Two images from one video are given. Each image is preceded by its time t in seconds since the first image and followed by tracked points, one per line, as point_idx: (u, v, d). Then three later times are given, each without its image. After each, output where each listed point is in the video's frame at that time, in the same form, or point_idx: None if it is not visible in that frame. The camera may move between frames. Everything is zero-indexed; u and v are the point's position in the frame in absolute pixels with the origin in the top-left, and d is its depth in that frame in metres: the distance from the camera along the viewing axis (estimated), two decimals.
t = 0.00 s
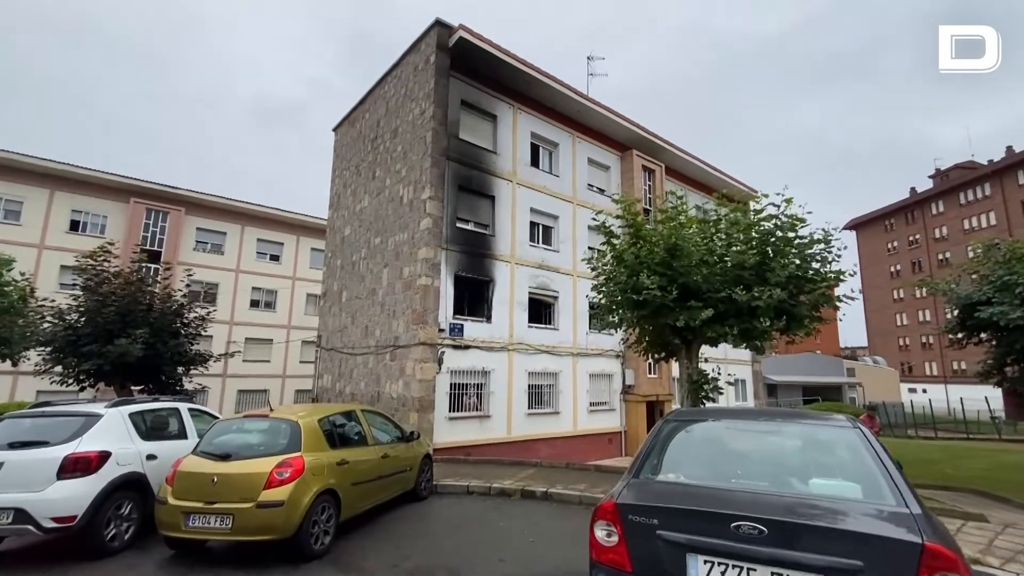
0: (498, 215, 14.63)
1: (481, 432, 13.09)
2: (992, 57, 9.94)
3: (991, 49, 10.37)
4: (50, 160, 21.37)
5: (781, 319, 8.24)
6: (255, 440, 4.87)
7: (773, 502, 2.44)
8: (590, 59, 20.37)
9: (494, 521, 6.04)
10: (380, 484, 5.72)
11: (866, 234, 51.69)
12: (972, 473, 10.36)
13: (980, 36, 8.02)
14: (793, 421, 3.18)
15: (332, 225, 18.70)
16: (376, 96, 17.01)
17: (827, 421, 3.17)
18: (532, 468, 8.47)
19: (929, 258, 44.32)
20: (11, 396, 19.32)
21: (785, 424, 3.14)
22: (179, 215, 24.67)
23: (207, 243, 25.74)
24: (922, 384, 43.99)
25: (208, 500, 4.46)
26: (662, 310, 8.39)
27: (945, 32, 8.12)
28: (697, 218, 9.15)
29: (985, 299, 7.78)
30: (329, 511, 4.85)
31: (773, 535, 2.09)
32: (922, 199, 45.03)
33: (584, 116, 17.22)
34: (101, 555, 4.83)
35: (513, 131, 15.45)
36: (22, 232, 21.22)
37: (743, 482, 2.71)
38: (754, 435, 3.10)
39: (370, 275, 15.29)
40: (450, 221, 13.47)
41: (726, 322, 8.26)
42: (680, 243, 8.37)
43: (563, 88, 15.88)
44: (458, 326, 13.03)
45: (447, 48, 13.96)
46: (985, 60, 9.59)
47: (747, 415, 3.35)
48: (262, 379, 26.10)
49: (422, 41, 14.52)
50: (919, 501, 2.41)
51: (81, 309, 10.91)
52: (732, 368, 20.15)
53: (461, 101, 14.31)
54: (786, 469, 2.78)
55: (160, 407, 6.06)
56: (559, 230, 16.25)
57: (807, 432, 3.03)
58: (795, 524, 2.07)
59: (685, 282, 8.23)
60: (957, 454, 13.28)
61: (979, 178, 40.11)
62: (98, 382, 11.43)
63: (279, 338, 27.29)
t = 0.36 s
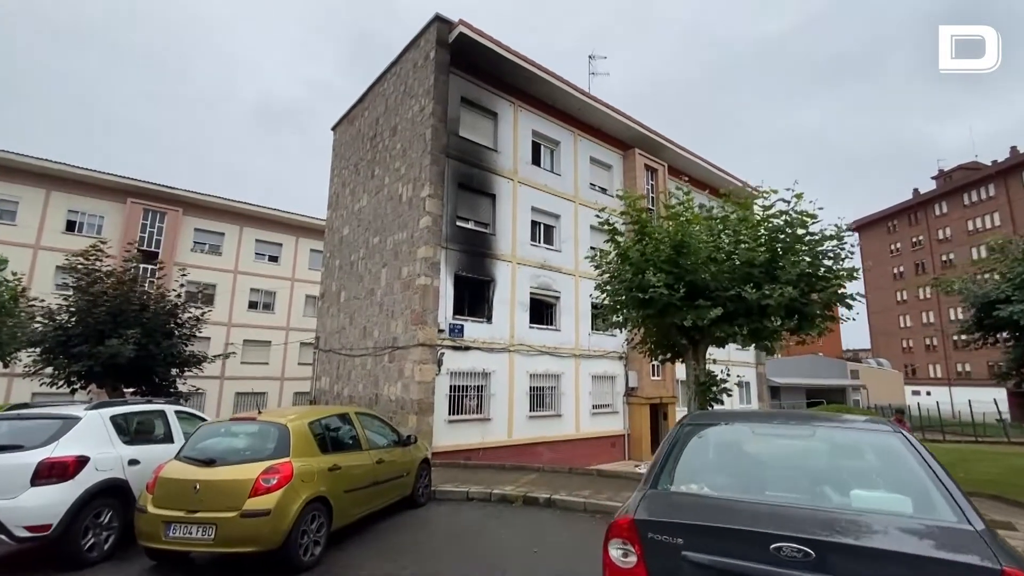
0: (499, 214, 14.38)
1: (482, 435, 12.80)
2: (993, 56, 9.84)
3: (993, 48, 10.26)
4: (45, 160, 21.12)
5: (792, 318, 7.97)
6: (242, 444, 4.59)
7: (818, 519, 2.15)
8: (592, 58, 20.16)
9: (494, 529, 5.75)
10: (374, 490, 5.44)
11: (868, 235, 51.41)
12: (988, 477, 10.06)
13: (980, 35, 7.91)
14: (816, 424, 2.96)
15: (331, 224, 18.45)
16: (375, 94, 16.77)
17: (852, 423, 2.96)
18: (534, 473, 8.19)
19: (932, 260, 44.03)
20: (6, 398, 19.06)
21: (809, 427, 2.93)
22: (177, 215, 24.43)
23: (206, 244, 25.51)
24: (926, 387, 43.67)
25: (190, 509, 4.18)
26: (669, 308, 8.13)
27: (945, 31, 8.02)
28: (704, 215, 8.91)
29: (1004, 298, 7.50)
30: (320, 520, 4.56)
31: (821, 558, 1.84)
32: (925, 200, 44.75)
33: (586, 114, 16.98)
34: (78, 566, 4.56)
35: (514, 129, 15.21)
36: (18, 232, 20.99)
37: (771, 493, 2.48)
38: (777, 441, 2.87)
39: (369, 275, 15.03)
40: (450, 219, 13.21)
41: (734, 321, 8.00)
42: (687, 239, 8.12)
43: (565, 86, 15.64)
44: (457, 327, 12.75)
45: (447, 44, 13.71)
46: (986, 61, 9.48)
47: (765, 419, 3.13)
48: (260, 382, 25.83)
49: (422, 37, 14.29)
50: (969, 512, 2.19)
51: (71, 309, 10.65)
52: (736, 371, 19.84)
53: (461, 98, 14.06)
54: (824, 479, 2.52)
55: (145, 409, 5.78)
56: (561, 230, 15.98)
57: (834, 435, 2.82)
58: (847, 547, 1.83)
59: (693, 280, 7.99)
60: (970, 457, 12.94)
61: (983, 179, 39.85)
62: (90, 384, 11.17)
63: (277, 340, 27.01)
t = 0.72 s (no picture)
0: (499, 213, 14.13)
1: (482, 439, 12.53)
2: (996, 55, 9.68)
3: (997, 46, 10.10)
4: (40, 160, 20.87)
5: (803, 319, 7.71)
6: (226, 452, 4.33)
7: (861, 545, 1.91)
8: (592, 57, 19.94)
9: (494, 539, 5.48)
10: (368, 500, 5.17)
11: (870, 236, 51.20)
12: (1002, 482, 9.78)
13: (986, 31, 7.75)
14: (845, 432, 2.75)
15: (328, 225, 18.20)
16: (373, 92, 16.54)
17: (886, 431, 2.73)
18: (535, 479, 7.92)
19: (935, 261, 43.79)
20: None
21: (839, 436, 2.70)
22: (174, 215, 24.17)
23: (203, 245, 25.27)
24: (929, 388, 43.41)
25: (169, 522, 3.92)
26: (674, 309, 7.90)
27: (947, 28, 7.89)
28: (710, 213, 8.67)
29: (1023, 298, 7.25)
30: (309, 533, 4.30)
31: None
32: (927, 201, 44.54)
33: (587, 112, 16.74)
34: None
35: (514, 127, 14.97)
36: (13, 233, 20.75)
37: (805, 511, 2.24)
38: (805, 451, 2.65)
39: (367, 276, 14.77)
40: (449, 219, 12.96)
41: (743, 322, 7.75)
42: (693, 238, 7.90)
43: (566, 83, 15.41)
44: (456, 328, 12.49)
45: (446, 41, 13.48)
46: (987, 61, 9.37)
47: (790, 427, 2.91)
48: (257, 384, 25.56)
49: (420, 33, 14.06)
50: None
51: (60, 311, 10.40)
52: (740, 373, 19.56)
53: (460, 96, 13.83)
54: (865, 496, 2.28)
55: (128, 414, 5.53)
56: (562, 230, 15.73)
57: (868, 445, 2.59)
58: None
59: (699, 279, 7.77)
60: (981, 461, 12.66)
61: (985, 180, 39.63)
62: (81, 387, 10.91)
63: (275, 341, 26.74)
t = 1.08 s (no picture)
0: (499, 212, 13.87)
1: (482, 442, 12.23)
2: (996, 54, 9.58)
3: (991, 48, 10.09)
4: (34, 159, 20.58)
5: (816, 317, 7.45)
6: (209, 458, 4.04)
7: None
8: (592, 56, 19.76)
9: (496, 549, 5.20)
10: (363, 508, 4.89)
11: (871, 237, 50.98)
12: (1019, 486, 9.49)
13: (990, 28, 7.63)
14: (879, 439, 2.59)
15: (326, 225, 17.93)
16: (371, 89, 16.29)
17: (924, 438, 2.58)
18: (538, 485, 7.63)
19: (936, 262, 43.59)
20: None
21: (872, 441, 2.55)
22: (170, 216, 23.88)
23: (199, 246, 24.98)
24: (931, 390, 43.19)
25: (146, 534, 3.63)
26: (682, 307, 7.65)
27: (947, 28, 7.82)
28: (717, 209, 8.45)
29: None
30: (297, 545, 4.00)
31: None
32: (928, 202, 44.35)
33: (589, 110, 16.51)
34: None
35: (515, 124, 14.72)
36: (6, 234, 20.45)
37: (857, 527, 2.07)
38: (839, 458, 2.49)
39: (364, 276, 14.48)
40: (448, 217, 12.69)
41: (753, 321, 7.48)
42: (701, 234, 7.66)
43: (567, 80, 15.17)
44: (456, 329, 12.22)
45: (445, 36, 13.25)
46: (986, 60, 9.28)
47: (820, 432, 2.74)
48: (254, 387, 25.25)
49: (419, 29, 13.83)
50: None
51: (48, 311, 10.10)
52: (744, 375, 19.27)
53: (460, 92, 13.59)
54: (928, 509, 2.11)
55: (109, 418, 5.24)
56: (563, 229, 15.46)
57: (921, 452, 2.44)
58: None
59: (707, 277, 7.52)
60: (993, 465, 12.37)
61: (987, 180, 39.44)
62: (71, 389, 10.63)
63: (272, 343, 26.42)
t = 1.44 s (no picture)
0: (498, 211, 13.57)
1: (482, 446, 11.92)
2: (996, 55, 9.49)
3: (993, 47, 9.99)
4: (26, 159, 20.27)
5: (830, 317, 7.18)
6: (185, 468, 3.74)
7: None
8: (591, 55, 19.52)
9: (497, 562, 4.89)
10: (355, 521, 4.58)
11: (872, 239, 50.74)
12: None
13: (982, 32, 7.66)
14: (919, 451, 2.44)
15: (322, 225, 17.63)
16: (368, 87, 16.02)
17: (968, 449, 2.43)
18: (540, 492, 7.34)
19: (937, 263, 43.36)
20: None
21: (920, 456, 2.39)
22: (165, 216, 23.57)
23: (195, 247, 24.67)
24: (934, 392, 42.87)
25: (114, 554, 3.34)
26: (690, 308, 7.39)
27: (945, 29, 7.74)
28: (724, 206, 8.20)
29: None
30: (282, 563, 3.70)
31: None
32: (929, 203, 44.13)
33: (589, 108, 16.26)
34: None
35: (514, 122, 14.46)
36: None
37: (918, 558, 1.91)
38: (879, 476, 2.35)
39: (361, 277, 14.18)
40: (447, 216, 12.41)
41: (764, 321, 7.21)
42: (709, 231, 7.40)
43: (568, 78, 14.92)
44: (455, 330, 11.92)
45: (443, 32, 12.99)
46: (986, 61, 9.18)
47: (853, 445, 2.59)
48: (250, 390, 24.91)
49: (416, 25, 13.57)
50: None
51: (33, 312, 9.79)
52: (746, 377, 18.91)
53: (458, 89, 13.32)
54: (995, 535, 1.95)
55: (87, 423, 4.95)
56: (564, 229, 15.18)
57: (992, 470, 2.24)
58: None
59: (715, 276, 7.27)
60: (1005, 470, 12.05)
61: (988, 181, 39.23)
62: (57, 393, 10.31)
63: (269, 346, 26.08)
